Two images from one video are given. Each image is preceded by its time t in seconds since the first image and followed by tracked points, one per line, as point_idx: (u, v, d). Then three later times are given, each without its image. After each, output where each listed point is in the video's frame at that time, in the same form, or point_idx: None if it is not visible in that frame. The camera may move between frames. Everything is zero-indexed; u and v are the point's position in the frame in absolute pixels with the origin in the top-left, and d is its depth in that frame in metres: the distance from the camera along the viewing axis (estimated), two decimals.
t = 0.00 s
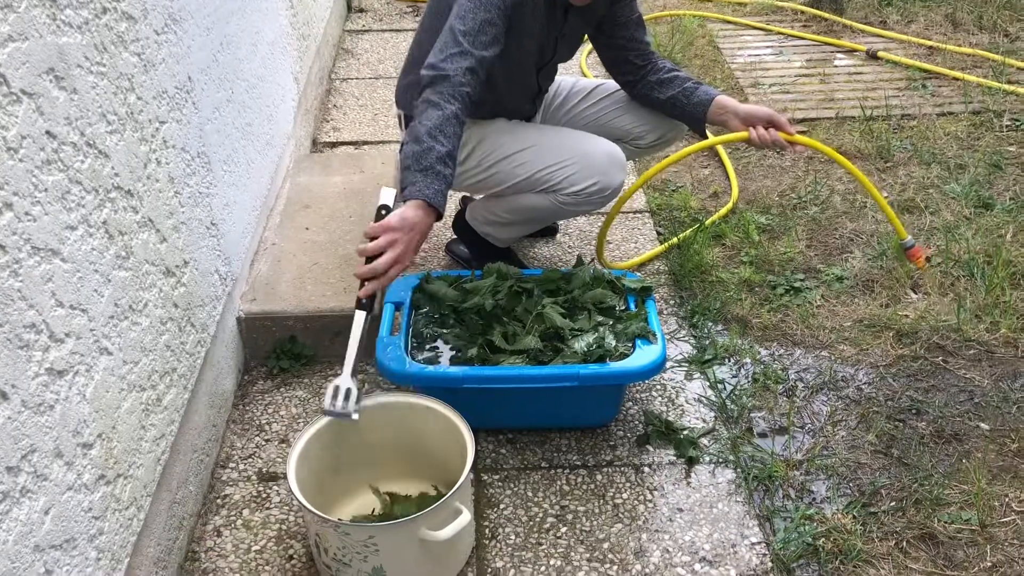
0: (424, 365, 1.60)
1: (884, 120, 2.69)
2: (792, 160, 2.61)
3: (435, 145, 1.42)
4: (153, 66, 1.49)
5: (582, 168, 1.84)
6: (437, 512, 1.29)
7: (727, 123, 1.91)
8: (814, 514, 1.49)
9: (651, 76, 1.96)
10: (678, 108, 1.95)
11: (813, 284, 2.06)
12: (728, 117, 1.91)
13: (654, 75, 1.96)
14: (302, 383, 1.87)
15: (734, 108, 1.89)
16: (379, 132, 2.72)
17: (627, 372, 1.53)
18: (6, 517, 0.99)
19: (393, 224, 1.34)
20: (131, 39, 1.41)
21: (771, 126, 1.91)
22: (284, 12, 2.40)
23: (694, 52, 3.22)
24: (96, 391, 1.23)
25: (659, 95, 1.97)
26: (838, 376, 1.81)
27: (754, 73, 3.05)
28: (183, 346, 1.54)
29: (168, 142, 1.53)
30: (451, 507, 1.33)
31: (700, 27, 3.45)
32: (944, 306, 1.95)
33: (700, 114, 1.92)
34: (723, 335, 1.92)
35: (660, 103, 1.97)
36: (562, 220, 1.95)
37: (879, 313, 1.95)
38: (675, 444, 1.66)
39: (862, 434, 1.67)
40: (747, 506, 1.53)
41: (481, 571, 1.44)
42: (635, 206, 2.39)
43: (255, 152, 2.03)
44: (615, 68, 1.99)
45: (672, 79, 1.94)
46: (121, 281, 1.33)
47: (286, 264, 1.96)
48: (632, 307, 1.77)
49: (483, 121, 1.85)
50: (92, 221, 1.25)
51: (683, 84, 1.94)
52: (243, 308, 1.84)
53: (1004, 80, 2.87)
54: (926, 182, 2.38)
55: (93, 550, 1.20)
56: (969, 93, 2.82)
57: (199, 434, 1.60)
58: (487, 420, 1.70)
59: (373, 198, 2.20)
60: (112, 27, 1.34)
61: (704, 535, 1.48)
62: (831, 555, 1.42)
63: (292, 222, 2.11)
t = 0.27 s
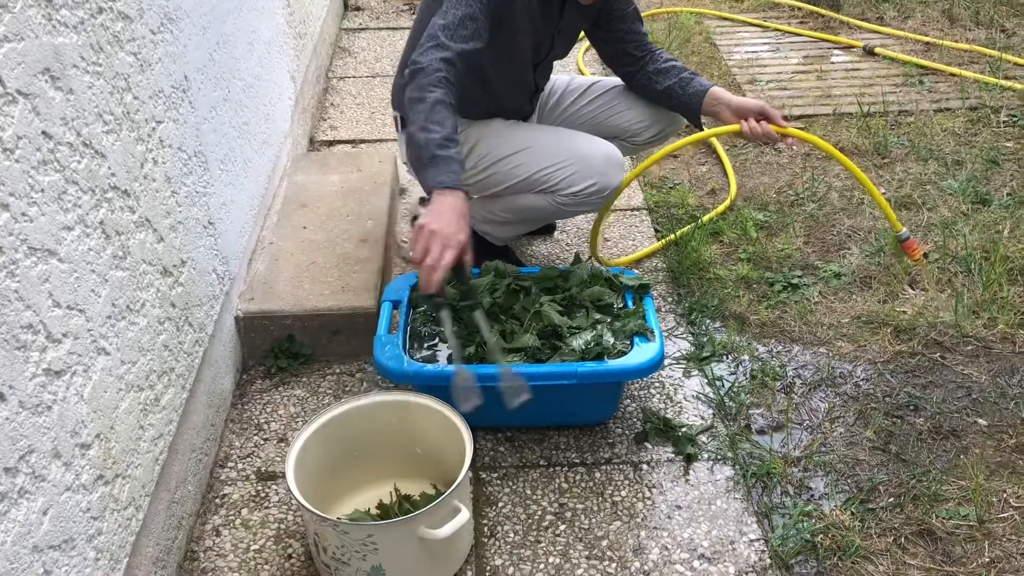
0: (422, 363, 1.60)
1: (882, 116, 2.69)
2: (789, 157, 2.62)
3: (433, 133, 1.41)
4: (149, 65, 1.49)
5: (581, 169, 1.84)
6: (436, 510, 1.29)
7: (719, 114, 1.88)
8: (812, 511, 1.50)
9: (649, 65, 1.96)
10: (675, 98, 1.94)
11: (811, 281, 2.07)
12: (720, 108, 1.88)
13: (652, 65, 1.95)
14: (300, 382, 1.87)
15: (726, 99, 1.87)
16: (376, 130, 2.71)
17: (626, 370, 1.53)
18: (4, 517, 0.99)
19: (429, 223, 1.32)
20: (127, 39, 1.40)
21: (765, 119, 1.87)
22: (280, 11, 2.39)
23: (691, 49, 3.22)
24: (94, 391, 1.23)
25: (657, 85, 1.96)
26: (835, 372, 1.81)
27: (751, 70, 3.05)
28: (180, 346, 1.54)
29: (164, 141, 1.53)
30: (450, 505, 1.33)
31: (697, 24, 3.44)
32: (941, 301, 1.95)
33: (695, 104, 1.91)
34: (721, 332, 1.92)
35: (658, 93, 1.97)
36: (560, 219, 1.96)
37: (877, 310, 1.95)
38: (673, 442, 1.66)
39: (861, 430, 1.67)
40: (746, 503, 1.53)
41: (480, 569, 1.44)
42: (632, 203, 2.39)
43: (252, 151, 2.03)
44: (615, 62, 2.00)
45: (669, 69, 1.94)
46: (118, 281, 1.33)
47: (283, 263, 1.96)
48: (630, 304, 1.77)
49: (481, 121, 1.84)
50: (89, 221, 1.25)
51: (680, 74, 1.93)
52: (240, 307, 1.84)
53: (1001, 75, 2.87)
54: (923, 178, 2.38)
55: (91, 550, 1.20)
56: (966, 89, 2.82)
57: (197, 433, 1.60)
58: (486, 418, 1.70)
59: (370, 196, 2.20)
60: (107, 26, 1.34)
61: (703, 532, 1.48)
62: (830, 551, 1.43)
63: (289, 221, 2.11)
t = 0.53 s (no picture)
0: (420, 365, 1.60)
1: (878, 115, 2.70)
2: (786, 156, 2.62)
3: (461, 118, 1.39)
4: (145, 68, 1.48)
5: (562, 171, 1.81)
6: (434, 512, 1.29)
7: (702, 109, 1.90)
8: (811, 510, 1.50)
9: (634, 62, 1.97)
10: (661, 94, 1.95)
11: (809, 279, 2.07)
12: (703, 103, 1.90)
13: (638, 61, 1.97)
14: (298, 385, 1.87)
15: (709, 94, 1.89)
16: (373, 131, 2.71)
17: (624, 370, 1.53)
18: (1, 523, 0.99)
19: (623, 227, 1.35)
20: (122, 42, 1.40)
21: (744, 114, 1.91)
22: (276, 13, 2.39)
23: (688, 48, 3.22)
24: (91, 395, 1.22)
25: (643, 81, 1.97)
26: (833, 371, 1.81)
27: (748, 69, 3.05)
28: (178, 349, 1.54)
29: (160, 144, 1.53)
30: (448, 507, 1.33)
31: (693, 23, 3.45)
32: (938, 300, 1.95)
33: (681, 99, 1.92)
34: (719, 331, 1.92)
35: (644, 89, 1.98)
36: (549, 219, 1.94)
37: (874, 308, 1.95)
38: (671, 442, 1.66)
39: (859, 429, 1.67)
40: (745, 502, 1.53)
41: (479, 571, 1.44)
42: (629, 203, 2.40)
43: (249, 153, 2.02)
44: (603, 60, 2.00)
45: (655, 65, 1.95)
46: (115, 285, 1.32)
47: (281, 265, 1.96)
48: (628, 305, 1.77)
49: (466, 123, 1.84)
50: (85, 225, 1.25)
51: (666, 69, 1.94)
52: (238, 310, 1.84)
53: (997, 73, 2.87)
54: (920, 176, 2.38)
55: (89, 554, 1.20)
56: (962, 87, 2.82)
57: (195, 436, 1.60)
58: (484, 418, 1.70)
59: (367, 198, 2.20)
60: (102, 30, 1.33)
61: (702, 532, 1.48)
62: (829, 551, 1.42)
63: (286, 223, 2.11)
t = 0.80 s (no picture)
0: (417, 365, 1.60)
1: (873, 113, 2.70)
2: (781, 155, 2.62)
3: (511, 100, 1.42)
4: (139, 71, 1.48)
5: (565, 171, 1.82)
6: (431, 513, 1.29)
7: (685, 96, 1.95)
8: (808, 509, 1.50)
9: (616, 53, 1.96)
10: (645, 84, 1.97)
11: (805, 278, 2.07)
12: (685, 90, 1.94)
13: (619, 52, 1.96)
14: (295, 387, 1.87)
15: (691, 82, 1.93)
16: (368, 133, 2.71)
17: (621, 370, 1.53)
18: None
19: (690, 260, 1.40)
20: (115, 44, 1.40)
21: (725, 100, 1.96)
22: (271, 15, 2.39)
23: (683, 47, 3.22)
24: (86, 399, 1.22)
25: (625, 71, 1.97)
26: (830, 370, 1.81)
27: (743, 68, 3.06)
28: (173, 352, 1.54)
29: (154, 147, 1.52)
30: (445, 508, 1.32)
31: (688, 23, 3.45)
32: (934, 298, 1.95)
33: (664, 88, 1.95)
34: (715, 330, 1.92)
35: (627, 79, 1.98)
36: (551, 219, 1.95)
37: (871, 306, 1.95)
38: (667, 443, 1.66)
39: (855, 427, 1.67)
40: (742, 501, 1.53)
41: (477, 572, 1.43)
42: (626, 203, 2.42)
43: (244, 155, 2.02)
44: (587, 52, 2.01)
45: (636, 56, 1.95)
46: (109, 288, 1.32)
47: (277, 267, 1.96)
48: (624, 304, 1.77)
49: (464, 129, 1.84)
50: (79, 228, 1.25)
51: (647, 59, 1.95)
52: (234, 312, 1.83)
53: (992, 71, 2.88)
54: (915, 174, 2.38)
55: (85, 558, 1.19)
56: (957, 85, 2.83)
57: (191, 439, 1.60)
58: (481, 420, 1.70)
59: (363, 199, 2.20)
60: (95, 32, 1.33)
61: (699, 531, 1.48)
62: (826, 549, 1.42)
63: (282, 225, 2.11)
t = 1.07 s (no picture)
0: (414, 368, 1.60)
1: (869, 113, 2.70)
2: (777, 155, 2.63)
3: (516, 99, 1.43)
4: (134, 74, 1.48)
5: (566, 175, 1.82)
6: (429, 516, 1.29)
7: (676, 92, 1.98)
8: (805, 509, 1.50)
9: (608, 49, 1.96)
10: (637, 79, 1.97)
11: (801, 278, 2.07)
12: (676, 87, 1.97)
13: (611, 48, 1.95)
14: (292, 389, 1.87)
15: (682, 78, 1.96)
16: (365, 135, 2.71)
17: (617, 371, 1.53)
18: None
19: (675, 275, 1.38)
20: (110, 49, 1.40)
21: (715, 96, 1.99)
22: (266, 18, 2.39)
23: (678, 48, 3.23)
24: (82, 404, 1.22)
25: (618, 68, 1.97)
26: (826, 370, 1.81)
27: (739, 68, 3.06)
28: (170, 356, 1.54)
29: (150, 150, 1.53)
30: (443, 510, 1.32)
31: (684, 23, 3.45)
32: (929, 297, 1.96)
33: (655, 84, 1.97)
34: (712, 331, 1.93)
35: (618, 75, 1.98)
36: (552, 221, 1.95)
37: (867, 306, 1.96)
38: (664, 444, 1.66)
39: (852, 427, 1.67)
40: (739, 502, 1.53)
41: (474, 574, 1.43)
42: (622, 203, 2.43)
43: (240, 158, 2.02)
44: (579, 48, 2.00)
45: (628, 52, 1.95)
46: (105, 292, 1.32)
47: (273, 270, 1.96)
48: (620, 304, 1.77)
49: (465, 132, 1.83)
50: (75, 232, 1.25)
51: (638, 54, 1.95)
52: (231, 315, 1.83)
53: (987, 70, 2.88)
54: (911, 173, 2.39)
55: (82, 563, 1.19)
56: (952, 84, 2.83)
57: (188, 442, 1.60)
58: (479, 421, 1.70)
59: (360, 201, 2.20)
60: (90, 37, 1.33)
61: (697, 532, 1.48)
62: (823, 549, 1.42)
63: (278, 227, 2.11)
